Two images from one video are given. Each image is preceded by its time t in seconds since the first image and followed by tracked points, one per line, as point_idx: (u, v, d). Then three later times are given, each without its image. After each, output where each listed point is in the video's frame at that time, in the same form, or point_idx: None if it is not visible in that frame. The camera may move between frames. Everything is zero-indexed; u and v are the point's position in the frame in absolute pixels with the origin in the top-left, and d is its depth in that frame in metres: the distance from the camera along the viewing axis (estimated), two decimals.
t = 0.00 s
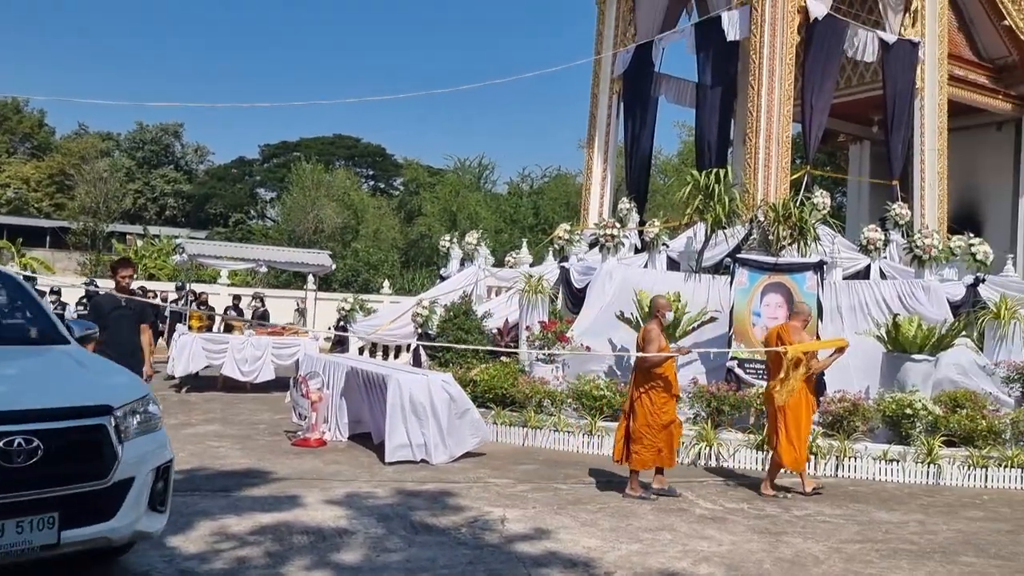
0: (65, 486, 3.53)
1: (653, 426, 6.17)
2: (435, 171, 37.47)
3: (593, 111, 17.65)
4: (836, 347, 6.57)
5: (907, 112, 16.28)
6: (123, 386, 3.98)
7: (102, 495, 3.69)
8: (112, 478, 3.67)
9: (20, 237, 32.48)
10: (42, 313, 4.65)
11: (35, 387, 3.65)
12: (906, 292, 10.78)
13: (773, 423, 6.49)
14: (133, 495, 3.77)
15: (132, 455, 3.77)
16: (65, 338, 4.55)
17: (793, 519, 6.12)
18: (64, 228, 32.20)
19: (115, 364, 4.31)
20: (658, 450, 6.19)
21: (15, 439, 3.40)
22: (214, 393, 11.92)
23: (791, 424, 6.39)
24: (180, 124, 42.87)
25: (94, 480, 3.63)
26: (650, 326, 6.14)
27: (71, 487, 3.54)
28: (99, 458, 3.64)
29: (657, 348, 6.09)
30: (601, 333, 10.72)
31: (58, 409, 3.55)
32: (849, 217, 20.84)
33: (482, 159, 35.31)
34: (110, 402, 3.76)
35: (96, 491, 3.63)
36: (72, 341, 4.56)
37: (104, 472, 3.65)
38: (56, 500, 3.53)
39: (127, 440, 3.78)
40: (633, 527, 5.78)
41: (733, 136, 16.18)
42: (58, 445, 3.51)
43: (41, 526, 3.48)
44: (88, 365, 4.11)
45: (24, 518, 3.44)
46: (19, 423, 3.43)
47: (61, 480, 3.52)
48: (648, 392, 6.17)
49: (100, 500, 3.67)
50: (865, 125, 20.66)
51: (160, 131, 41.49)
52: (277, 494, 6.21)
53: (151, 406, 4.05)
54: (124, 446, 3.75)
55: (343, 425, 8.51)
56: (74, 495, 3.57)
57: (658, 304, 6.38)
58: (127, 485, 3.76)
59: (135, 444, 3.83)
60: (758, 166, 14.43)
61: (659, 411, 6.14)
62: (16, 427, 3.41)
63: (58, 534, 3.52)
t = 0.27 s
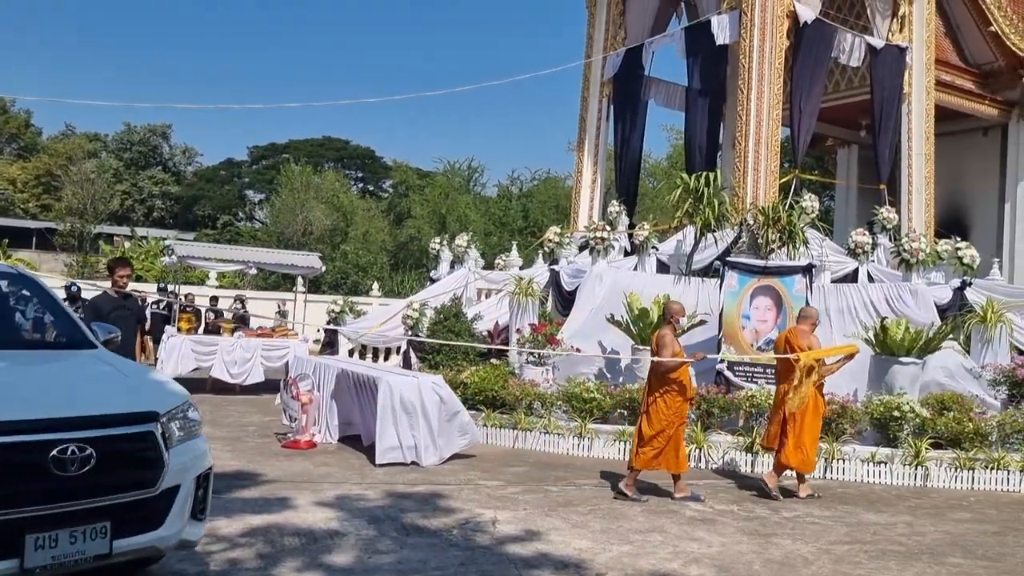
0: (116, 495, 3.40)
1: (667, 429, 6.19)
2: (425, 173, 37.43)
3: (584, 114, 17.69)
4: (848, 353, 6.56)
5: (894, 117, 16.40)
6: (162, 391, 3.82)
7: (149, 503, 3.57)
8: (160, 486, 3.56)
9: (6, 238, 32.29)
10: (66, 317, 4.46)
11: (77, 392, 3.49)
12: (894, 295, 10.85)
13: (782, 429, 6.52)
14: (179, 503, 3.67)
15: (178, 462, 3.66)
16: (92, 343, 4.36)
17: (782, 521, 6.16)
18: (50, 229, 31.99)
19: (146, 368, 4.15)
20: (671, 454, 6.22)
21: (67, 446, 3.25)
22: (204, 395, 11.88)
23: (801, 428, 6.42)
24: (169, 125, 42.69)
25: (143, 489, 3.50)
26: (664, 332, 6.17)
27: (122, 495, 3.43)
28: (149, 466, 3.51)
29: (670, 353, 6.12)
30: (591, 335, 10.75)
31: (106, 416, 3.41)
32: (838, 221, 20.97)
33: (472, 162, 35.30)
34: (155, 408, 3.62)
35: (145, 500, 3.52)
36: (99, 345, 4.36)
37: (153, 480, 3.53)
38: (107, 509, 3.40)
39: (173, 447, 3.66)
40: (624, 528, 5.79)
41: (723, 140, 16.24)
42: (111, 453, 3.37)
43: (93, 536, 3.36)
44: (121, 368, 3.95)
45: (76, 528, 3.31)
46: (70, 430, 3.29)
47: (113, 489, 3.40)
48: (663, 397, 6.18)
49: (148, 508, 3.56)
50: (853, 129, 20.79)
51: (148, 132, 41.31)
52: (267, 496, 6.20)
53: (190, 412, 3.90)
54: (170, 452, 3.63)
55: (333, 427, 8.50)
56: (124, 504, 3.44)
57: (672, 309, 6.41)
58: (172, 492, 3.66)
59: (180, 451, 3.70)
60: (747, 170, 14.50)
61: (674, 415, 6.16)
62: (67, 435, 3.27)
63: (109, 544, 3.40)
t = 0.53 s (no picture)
0: (180, 501, 3.38)
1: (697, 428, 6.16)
2: (422, 173, 37.40)
3: (582, 115, 17.71)
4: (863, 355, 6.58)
5: (892, 119, 16.43)
6: (211, 395, 3.79)
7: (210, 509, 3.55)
8: (221, 491, 3.54)
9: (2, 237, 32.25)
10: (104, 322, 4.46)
11: (131, 399, 3.44)
12: (890, 296, 10.90)
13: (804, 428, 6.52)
14: (238, 508, 3.65)
15: (236, 466, 3.64)
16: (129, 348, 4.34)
17: (779, 521, 6.17)
18: (46, 228, 31.94)
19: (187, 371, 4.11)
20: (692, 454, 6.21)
21: (134, 452, 3.22)
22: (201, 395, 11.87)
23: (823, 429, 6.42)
24: (166, 125, 42.67)
25: (204, 494, 3.49)
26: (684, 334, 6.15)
27: (186, 501, 3.40)
28: (209, 471, 3.50)
29: (689, 354, 6.10)
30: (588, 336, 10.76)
31: (167, 421, 3.38)
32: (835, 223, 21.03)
33: (470, 163, 35.29)
34: (212, 412, 3.60)
35: (207, 505, 3.50)
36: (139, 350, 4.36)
37: (214, 485, 3.52)
38: (171, 515, 3.38)
39: (231, 451, 3.65)
40: (622, 529, 5.81)
41: (721, 141, 16.26)
42: (174, 458, 3.36)
43: (160, 542, 3.33)
44: (166, 375, 3.90)
45: (145, 535, 3.28)
46: (135, 436, 3.25)
47: (176, 494, 3.38)
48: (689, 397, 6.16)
49: (209, 514, 3.55)
50: (850, 131, 20.84)
51: (144, 132, 41.30)
52: (266, 496, 6.20)
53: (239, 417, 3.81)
54: (229, 457, 3.61)
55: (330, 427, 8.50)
56: (189, 509, 3.43)
57: (690, 311, 6.40)
58: (231, 497, 3.63)
59: (234, 456, 3.68)
60: (745, 171, 14.52)
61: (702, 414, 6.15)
62: (134, 441, 3.24)
63: (175, 549, 3.38)
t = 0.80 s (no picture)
0: (251, 508, 3.21)
1: (717, 435, 6.16)
2: (423, 175, 37.42)
3: (582, 116, 17.73)
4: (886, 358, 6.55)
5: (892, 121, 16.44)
6: (266, 399, 3.61)
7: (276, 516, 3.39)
8: (286, 498, 3.39)
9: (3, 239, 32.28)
10: (144, 324, 4.29)
11: (195, 401, 3.26)
12: (891, 299, 10.95)
13: (826, 429, 6.48)
14: (301, 514, 3.50)
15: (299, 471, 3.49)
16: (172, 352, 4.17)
17: (780, 523, 6.16)
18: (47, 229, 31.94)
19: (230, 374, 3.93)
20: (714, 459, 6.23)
21: (210, 459, 3.03)
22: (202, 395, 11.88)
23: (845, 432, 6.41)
24: (167, 126, 42.77)
25: (273, 502, 3.32)
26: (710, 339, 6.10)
27: (255, 508, 3.23)
28: (278, 477, 3.33)
29: (714, 360, 6.07)
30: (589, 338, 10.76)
31: (238, 426, 3.21)
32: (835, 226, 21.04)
33: (470, 164, 35.30)
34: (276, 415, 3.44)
35: (276, 513, 3.34)
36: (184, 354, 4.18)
37: (281, 491, 3.36)
38: (242, 524, 3.21)
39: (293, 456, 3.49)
40: (623, 531, 5.80)
41: (721, 143, 16.27)
42: (246, 464, 3.18)
43: (232, 551, 3.16)
44: (216, 379, 3.71)
45: (219, 543, 3.11)
46: (210, 442, 3.07)
47: (248, 501, 3.20)
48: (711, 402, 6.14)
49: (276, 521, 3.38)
50: (850, 133, 20.85)
51: (145, 133, 41.41)
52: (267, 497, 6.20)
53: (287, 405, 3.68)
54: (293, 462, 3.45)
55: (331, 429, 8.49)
56: (259, 517, 3.26)
57: (712, 315, 6.36)
58: (294, 504, 3.48)
59: (296, 460, 3.51)
60: (745, 174, 14.53)
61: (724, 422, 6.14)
62: (209, 446, 3.05)
63: (246, 559, 3.21)
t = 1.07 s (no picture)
0: (320, 519, 3.16)
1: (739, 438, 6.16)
2: (422, 178, 37.40)
3: (582, 119, 17.73)
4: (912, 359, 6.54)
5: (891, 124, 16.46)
6: (326, 405, 3.53)
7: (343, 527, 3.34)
8: (353, 509, 3.33)
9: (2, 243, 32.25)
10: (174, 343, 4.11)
11: (260, 409, 3.20)
12: (890, 301, 10.96)
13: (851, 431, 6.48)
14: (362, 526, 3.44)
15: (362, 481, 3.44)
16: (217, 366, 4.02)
17: (780, 526, 6.17)
18: (46, 233, 31.94)
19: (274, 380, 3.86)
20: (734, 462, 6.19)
21: (285, 471, 2.97)
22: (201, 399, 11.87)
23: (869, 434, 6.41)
24: (166, 130, 42.78)
25: (341, 512, 3.26)
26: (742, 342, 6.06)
27: (324, 521, 3.18)
28: (346, 488, 3.27)
29: (742, 363, 6.04)
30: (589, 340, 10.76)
31: (308, 435, 3.14)
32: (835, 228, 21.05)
33: (469, 167, 35.29)
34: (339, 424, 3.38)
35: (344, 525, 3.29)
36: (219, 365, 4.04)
37: (347, 503, 3.31)
38: (313, 535, 3.15)
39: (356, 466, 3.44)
40: (623, 534, 5.81)
41: (720, 145, 16.28)
42: (318, 475, 3.12)
43: (305, 563, 3.11)
44: (275, 386, 3.64)
45: (293, 556, 3.06)
46: (284, 453, 3.01)
47: (318, 513, 3.15)
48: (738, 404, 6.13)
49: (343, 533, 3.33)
50: (849, 135, 20.87)
51: (144, 137, 41.45)
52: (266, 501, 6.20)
53: (299, 394, 3.61)
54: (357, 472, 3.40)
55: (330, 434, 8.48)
56: (328, 528, 3.21)
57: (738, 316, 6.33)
58: (357, 516, 3.42)
59: (359, 469, 3.46)
60: (744, 176, 14.54)
61: (749, 427, 6.13)
62: (285, 458, 3.00)
63: (318, 571, 3.17)
